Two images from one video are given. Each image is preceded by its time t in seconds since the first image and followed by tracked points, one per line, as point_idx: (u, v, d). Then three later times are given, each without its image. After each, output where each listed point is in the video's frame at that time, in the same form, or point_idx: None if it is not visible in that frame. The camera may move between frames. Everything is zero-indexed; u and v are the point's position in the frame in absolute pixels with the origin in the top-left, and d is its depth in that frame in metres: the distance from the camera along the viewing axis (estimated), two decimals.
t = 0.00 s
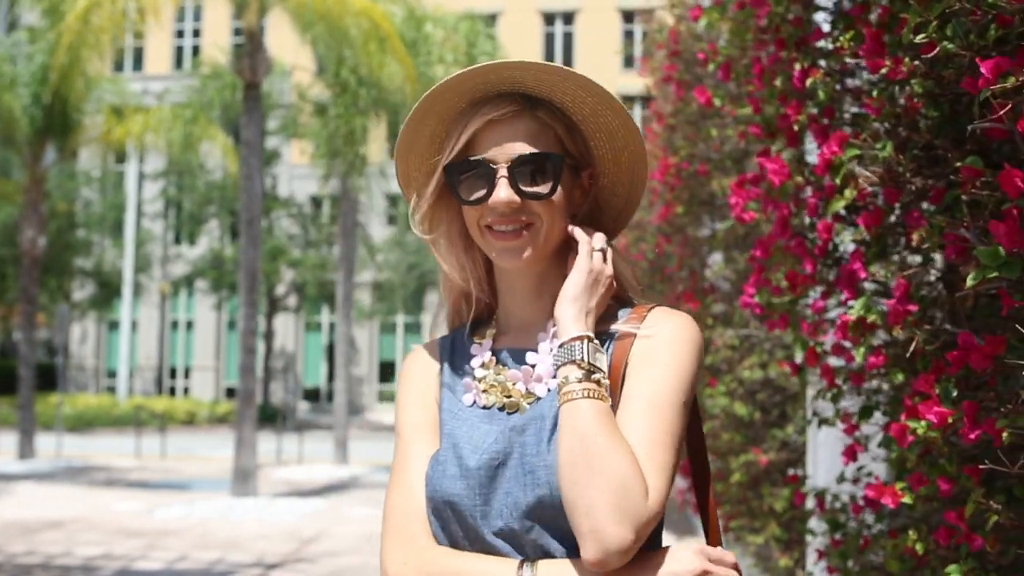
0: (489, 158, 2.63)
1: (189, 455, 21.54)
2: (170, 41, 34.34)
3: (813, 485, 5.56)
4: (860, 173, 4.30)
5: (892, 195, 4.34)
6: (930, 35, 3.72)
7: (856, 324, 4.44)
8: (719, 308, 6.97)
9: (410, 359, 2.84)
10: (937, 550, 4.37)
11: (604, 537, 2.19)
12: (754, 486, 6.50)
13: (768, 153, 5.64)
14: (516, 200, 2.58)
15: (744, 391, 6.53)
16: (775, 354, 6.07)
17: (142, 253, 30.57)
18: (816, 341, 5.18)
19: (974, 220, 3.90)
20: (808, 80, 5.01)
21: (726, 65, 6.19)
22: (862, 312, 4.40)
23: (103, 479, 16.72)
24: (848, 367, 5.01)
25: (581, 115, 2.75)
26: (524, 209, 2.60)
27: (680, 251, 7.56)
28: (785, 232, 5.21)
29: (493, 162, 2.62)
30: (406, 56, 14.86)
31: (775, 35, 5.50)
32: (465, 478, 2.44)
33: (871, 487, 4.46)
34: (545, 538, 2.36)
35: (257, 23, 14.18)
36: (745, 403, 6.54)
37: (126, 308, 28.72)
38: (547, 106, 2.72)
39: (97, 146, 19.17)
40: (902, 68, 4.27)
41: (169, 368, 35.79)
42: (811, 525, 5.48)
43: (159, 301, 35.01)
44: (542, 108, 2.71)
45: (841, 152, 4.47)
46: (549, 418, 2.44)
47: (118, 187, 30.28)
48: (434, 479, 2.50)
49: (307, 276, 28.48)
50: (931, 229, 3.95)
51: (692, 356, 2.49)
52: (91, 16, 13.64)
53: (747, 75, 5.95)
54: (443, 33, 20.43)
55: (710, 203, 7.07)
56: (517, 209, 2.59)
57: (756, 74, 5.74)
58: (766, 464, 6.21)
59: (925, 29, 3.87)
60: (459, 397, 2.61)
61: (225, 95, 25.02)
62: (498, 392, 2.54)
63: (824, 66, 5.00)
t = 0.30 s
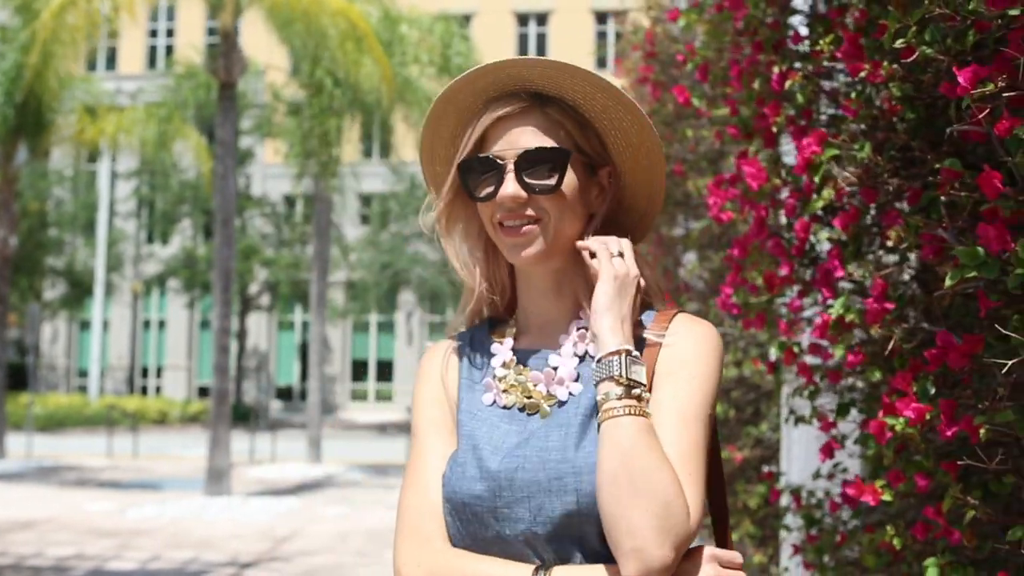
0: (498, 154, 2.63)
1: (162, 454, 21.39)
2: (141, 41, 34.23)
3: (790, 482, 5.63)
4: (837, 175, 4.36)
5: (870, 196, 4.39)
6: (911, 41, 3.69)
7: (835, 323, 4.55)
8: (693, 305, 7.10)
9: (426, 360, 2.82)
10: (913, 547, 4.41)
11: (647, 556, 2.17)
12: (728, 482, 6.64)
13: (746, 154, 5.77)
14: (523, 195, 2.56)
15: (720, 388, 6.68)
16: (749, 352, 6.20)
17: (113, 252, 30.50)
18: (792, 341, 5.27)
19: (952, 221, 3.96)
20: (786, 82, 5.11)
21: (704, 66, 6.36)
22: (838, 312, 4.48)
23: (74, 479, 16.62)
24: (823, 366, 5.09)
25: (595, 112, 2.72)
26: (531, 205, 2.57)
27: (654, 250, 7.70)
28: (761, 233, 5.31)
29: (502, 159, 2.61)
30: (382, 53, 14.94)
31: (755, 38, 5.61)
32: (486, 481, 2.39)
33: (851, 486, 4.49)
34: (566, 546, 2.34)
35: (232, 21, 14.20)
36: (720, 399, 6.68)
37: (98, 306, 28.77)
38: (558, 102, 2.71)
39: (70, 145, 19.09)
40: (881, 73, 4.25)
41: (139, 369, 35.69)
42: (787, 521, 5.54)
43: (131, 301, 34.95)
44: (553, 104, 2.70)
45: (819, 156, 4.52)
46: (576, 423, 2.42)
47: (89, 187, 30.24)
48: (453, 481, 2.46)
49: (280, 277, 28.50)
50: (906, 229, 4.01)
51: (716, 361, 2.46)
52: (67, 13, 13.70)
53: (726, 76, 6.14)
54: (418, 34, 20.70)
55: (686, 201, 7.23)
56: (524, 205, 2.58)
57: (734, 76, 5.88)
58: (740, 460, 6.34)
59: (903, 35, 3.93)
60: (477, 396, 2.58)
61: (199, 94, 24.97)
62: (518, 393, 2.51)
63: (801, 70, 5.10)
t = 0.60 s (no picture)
0: (507, 154, 2.66)
1: (142, 454, 21.22)
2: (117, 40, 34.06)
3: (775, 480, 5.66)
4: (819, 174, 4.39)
5: (851, 195, 4.41)
6: (895, 44, 3.73)
7: (816, 322, 4.60)
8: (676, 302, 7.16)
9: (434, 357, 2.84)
10: (897, 543, 4.42)
11: (667, 565, 2.21)
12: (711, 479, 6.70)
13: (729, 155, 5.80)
14: (530, 192, 2.59)
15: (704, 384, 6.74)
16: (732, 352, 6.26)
17: (91, 252, 30.36)
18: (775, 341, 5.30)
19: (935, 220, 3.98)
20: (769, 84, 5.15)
21: (687, 67, 6.43)
22: (822, 311, 4.51)
23: (54, 478, 16.51)
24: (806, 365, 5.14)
25: (603, 111, 2.75)
26: (538, 205, 2.61)
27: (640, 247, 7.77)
28: (744, 233, 5.34)
29: (511, 160, 2.65)
30: (367, 53, 14.94)
31: (737, 38, 5.65)
32: (502, 481, 2.41)
33: (834, 483, 4.52)
34: (581, 547, 2.37)
35: (215, 20, 14.15)
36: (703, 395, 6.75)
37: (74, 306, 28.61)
38: (566, 104, 2.74)
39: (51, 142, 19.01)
40: (862, 73, 4.28)
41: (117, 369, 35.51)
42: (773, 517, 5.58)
43: (108, 300, 34.78)
44: (559, 104, 2.73)
45: (802, 157, 4.55)
46: (591, 424, 2.45)
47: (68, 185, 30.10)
48: (467, 479, 2.47)
49: (260, 277, 28.46)
50: (889, 228, 4.03)
51: (728, 368, 2.51)
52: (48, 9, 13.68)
53: (710, 76, 6.20)
54: (402, 35, 20.73)
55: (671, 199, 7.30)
56: (532, 205, 2.61)
57: (716, 76, 5.92)
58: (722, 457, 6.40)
59: (883, 37, 4.01)
60: (491, 394, 2.60)
61: (179, 93, 24.89)
62: (533, 391, 2.54)
63: (784, 71, 5.14)
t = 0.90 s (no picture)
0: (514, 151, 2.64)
1: (121, 454, 21.14)
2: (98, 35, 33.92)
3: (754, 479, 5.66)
4: (798, 173, 4.37)
5: (829, 194, 4.39)
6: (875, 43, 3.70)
7: (797, 320, 4.57)
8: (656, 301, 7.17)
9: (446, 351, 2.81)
10: (874, 541, 4.39)
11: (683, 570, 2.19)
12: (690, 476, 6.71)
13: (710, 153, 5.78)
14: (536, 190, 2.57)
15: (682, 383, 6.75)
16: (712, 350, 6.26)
17: (70, 250, 30.18)
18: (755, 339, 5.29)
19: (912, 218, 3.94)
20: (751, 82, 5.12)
21: (666, 67, 6.44)
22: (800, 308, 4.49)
23: (31, 479, 16.40)
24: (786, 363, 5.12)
25: (612, 108, 2.71)
26: (544, 202, 2.58)
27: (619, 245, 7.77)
28: (724, 231, 5.33)
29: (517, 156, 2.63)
30: (347, 49, 14.92)
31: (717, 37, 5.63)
32: (516, 481, 2.37)
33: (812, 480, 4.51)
34: (595, 548, 2.33)
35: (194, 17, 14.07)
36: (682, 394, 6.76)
37: (53, 304, 28.43)
38: (575, 100, 2.71)
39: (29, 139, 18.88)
40: (841, 73, 4.25)
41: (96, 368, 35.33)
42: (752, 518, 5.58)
43: (87, 298, 34.58)
44: (566, 101, 2.70)
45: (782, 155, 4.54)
46: (606, 426, 2.42)
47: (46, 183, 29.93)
48: (479, 478, 2.44)
49: (241, 274, 28.39)
50: (867, 227, 4.00)
51: (741, 373, 2.49)
52: (25, 6, 13.55)
53: (690, 76, 6.20)
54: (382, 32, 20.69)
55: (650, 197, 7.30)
56: (538, 201, 2.58)
57: (697, 75, 5.90)
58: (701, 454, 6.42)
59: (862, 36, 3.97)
60: (504, 392, 2.56)
61: (160, 89, 24.77)
62: (546, 390, 2.51)
63: (765, 69, 5.11)
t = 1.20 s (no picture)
0: (515, 151, 2.63)
1: (108, 454, 21.08)
2: (80, 32, 33.78)
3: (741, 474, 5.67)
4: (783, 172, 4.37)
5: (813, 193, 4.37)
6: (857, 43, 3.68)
7: (780, 319, 4.58)
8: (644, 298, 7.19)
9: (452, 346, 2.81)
10: (858, 538, 4.36)
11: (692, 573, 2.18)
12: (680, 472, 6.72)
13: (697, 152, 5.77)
14: (536, 188, 2.55)
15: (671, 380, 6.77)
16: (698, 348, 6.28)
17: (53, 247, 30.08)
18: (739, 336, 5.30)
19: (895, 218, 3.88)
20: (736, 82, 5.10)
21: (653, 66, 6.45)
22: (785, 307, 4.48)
23: (17, 480, 16.34)
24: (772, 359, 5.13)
25: (612, 106, 2.67)
26: (545, 202, 2.56)
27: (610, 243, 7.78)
28: (708, 230, 5.33)
29: (518, 156, 2.61)
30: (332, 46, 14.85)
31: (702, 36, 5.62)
32: (523, 480, 2.36)
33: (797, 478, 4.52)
34: (603, 547, 2.32)
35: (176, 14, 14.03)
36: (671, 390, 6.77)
37: (36, 302, 28.34)
38: (576, 97, 2.68)
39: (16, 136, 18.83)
40: (824, 72, 4.20)
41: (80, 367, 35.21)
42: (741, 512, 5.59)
43: (70, 297, 34.45)
44: (567, 99, 2.67)
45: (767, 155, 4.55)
46: (613, 428, 2.40)
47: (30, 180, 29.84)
48: (486, 477, 2.43)
49: (226, 272, 28.37)
50: (850, 226, 3.98)
51: (749, 372, 2.45)
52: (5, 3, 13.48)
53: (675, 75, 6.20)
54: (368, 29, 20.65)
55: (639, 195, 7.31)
56: (538, 201, 2.56)
57: (682, 75, 5.92)
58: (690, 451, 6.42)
59: (845, 36, 3.92)
60: (511, 390, 2.55)
61: (143, 86, 24.73)
62: (554, 389, 2.49)
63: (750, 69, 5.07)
